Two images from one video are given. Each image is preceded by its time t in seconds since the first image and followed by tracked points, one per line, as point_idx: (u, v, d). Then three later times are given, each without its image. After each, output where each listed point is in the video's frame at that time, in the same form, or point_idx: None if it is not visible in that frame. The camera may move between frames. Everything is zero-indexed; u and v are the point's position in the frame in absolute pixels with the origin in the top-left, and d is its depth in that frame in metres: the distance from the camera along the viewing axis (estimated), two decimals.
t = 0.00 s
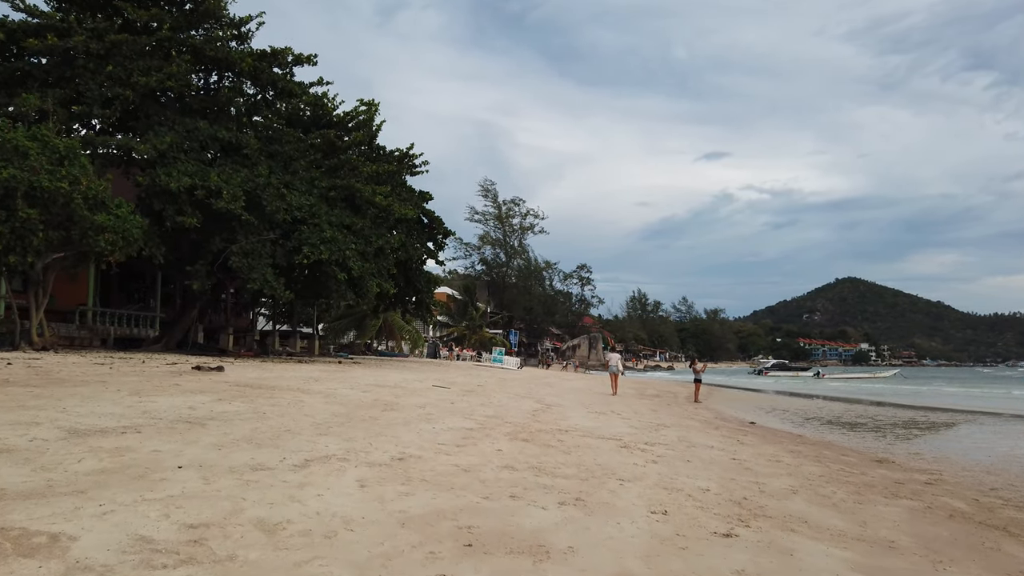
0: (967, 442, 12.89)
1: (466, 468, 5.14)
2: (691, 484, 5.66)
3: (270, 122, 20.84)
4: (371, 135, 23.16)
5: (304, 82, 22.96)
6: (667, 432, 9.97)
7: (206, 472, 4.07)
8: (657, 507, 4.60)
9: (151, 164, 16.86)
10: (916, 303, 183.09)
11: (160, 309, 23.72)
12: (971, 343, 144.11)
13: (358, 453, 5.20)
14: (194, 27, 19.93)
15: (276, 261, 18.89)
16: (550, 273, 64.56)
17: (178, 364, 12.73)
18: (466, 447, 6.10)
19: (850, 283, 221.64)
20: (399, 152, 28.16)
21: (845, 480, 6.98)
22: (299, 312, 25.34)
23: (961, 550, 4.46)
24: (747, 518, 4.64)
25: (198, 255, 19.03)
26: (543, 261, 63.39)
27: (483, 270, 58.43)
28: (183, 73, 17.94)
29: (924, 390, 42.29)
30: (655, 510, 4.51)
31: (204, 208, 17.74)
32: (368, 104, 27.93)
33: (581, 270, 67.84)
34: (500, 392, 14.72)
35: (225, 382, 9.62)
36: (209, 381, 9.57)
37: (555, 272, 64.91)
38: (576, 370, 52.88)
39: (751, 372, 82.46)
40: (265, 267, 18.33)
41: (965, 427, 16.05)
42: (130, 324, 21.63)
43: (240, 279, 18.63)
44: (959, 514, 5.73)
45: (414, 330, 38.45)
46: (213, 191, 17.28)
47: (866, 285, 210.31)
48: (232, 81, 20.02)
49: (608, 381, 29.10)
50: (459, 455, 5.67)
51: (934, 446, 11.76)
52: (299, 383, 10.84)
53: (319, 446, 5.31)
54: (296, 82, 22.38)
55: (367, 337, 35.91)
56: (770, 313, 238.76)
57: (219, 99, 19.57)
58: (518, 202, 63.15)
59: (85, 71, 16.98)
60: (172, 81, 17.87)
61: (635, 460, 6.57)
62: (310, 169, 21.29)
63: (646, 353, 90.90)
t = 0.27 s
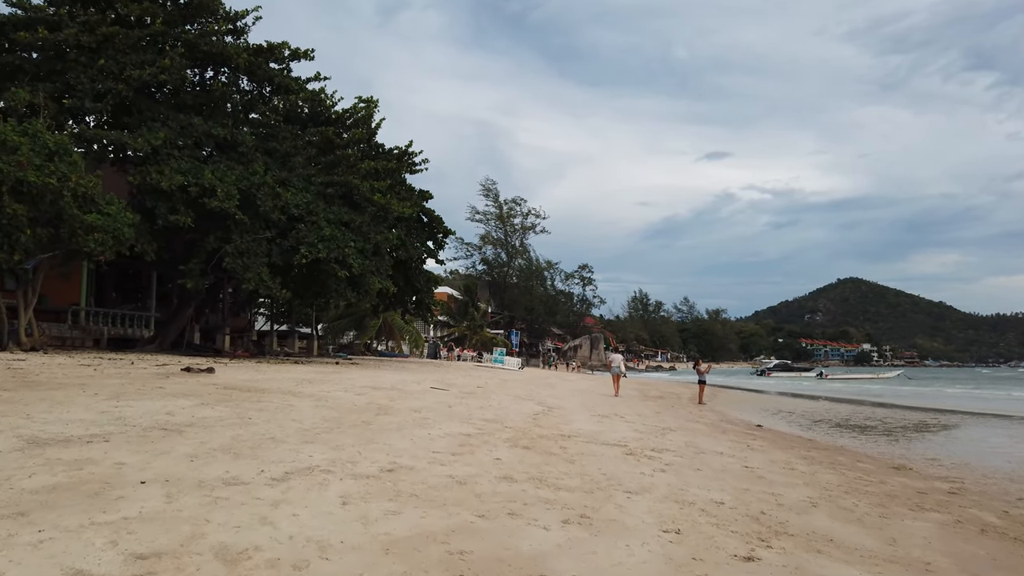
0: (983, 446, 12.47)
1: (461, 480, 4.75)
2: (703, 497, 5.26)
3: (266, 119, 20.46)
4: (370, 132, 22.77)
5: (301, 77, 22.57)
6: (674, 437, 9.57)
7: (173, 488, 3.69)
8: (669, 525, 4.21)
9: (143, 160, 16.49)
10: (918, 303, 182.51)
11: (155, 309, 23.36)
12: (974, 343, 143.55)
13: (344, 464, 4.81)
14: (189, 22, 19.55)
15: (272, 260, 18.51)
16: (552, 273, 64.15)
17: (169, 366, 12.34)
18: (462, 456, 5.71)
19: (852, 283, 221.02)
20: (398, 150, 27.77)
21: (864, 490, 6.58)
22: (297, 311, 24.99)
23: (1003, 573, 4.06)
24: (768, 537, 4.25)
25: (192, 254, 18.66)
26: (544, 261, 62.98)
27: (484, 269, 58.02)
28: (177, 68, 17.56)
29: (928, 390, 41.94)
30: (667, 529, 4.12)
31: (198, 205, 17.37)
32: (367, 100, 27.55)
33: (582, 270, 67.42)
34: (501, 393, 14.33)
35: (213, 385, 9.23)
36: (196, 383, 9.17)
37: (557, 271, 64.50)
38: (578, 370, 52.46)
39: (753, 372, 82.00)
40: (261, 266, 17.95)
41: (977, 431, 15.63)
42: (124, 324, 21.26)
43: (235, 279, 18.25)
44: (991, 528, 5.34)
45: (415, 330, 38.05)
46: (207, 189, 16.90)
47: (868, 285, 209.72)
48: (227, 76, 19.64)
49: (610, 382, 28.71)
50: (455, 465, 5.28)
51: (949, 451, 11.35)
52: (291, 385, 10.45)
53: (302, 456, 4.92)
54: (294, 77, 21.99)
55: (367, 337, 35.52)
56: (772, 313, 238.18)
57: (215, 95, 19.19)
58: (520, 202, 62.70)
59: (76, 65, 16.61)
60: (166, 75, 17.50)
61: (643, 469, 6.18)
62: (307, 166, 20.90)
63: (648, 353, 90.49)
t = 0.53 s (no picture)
0: (999, 449, 12.06)
1: (452, 493, 4.37)
2: (715, 509, 4.88)
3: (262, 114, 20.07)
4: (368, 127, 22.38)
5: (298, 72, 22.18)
6: (680, 440, 9.18)
7: (126, 506, 3.29)
8: (680, 544, 3.83)
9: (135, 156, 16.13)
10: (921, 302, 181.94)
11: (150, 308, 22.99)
12: (977, 342, 142.98)
13: (325, 475, 4.43)
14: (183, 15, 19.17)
15: (267, 258, 18.14)
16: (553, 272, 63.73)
17: (157, 366, 11.95)
18: (455, 465, 5.32)
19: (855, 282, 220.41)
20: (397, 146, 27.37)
21: (885, 499, 6.19)
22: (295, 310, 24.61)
23: None
24: (789, 557, 3.86)
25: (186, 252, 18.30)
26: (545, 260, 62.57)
27: (485, 268, 57.59)
28: (169, 61, 17.18)
29: (932, 390, 41.59)
30: (679, 548, 3.75)
31: (192, 202, 17.00)
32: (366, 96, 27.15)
33: (584, 268, 66.99)
34: (500, 394, 13.94)
35: (199, 386, 8.84)
36: (181, 384, 8.78)
37: (558, 270, 64.08)
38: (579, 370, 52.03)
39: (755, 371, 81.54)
40: (256, 264, 17.58)
41: (990, 433, 15.21)
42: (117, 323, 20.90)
43: (230, 277, 17.88)
44: None
45: (415, 329, 37.66)
46: (200, 186, 16.54)
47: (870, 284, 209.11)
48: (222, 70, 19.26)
49: (612, 382, 28.32)
50: (447, 476, 4.89)
51: (964, 454, 10.94)
52: (282, 386, 10.07)
53: (281, 466, 4.54)
54: (290, 71, 21.61)
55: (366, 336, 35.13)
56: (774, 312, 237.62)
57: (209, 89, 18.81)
58: (521, 200, 62.25)
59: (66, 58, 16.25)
60: (158, 69, 17.11)
61: (649, 478, 5.79)
62: (304, 162, 20.52)
63: (650, 353, 90.03)
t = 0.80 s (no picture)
0: (1015, 451, 11.64)
1: (441, 509, 3.98)
2: (728, 524, 4.48)
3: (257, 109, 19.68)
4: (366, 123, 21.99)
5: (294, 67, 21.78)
6: (686, 445, 8.79)
7: (66, 528, 2.91)
8: (693, 569, 3.43)
9: (125, 151, 15.79)
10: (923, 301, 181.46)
11: (144, 307, 22.63)
12: (976, 341, 142.85)
13: (300, 489, 4.02)
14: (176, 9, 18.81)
15: (263, 256, 17.77)
16: (554, 271, 63.37)
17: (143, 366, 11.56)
18: (447, 475, 4.93)
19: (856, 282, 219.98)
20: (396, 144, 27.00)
21: (908, 511, 5.78)
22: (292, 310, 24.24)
23: None
24: None
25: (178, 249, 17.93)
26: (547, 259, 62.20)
27: (486, 268, 57.18)
28: (160, 55, 16.82)
29: (938, 390, 41.20)
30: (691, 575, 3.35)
31: (184, 199, 16.66)
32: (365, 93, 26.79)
33: (585, 268, 66.67)
34: (499, 395, 13.55)
35: (181, 388, 8.45)
36: (163, 386, 8.39)
37: (559, 269, 63.74)
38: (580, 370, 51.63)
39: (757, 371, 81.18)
40: (251, 262, 17.22)
41: (1002, 435, 14.80)
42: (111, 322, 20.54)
43: (225, 276, 17.51)
44: None
45: (414, 329, 37.28)
46: (191, 183, 16.19)
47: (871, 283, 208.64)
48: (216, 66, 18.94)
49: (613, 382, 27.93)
50: (436, 488, 4.50)
51: (979, 458, 10.55)
52: (270, 387, 9.67)
53: (253, 479, 4.14)
54: (286, 66, 21.22)
55: (365, 336, 34.76)
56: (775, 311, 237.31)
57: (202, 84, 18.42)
58: (522, 199, 61.83)
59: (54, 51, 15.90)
60: (150, 63, 16.76)
61: (656, 488, 5.40)
62: (300, 158, 20.13)
63: (651, 352, 89.75)
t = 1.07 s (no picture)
0: None
1: (435, 522, 3.61)
2: (749, 537, 4.12)
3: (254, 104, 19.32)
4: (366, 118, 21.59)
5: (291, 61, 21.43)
6: (695, 448, 8.41)
7: (4, 553, 2.55)
8: None
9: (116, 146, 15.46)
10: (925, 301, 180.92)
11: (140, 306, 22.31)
12: (979, 341, 142.35)
13: (280, 499, 3.66)
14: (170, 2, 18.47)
15: (259, 253, 17.41)
16: (556, 271, 62.99)
17: (133, 366, 11.20)
18: (442, 483, 4.56)
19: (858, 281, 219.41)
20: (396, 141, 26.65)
21: (935, 520, 5.41)
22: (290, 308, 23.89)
23: None
24: None
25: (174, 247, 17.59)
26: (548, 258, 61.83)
27: (487, 267, 56.80)
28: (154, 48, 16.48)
29: (944, 390, 40.78)
30: None
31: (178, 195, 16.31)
32: (364, 89, 26.46)
33: (586, 268, 66.32)
34: (500, 396, 13.19)
35: (168, 388, 8.09)
36: (149, 387, 8.05)
37: (561, 269, 63.38)
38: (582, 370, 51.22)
39: (759, 371, 80.76)
40: (248, 259, 16.87)
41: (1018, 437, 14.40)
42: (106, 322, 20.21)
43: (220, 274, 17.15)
44: None
45: (415, 329, 36.94)
46: (185, 178, 15.85)
47: (873, 283, 208.13)
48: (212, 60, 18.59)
49: (616, 382, 27.55)
50: (431, 498, 4.14)
51: (998, 461, 10.17)
52: (263, 387, 9.31)
53: (229, 488, 3.78)
54: (283, 61, 20.87)
55: (365, 336, 34.41)
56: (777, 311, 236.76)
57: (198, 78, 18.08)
58: (524, 198, 61.45)
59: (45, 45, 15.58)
60: (143, 56, 16.41)
61: (667, 497, 5.03)
62: (298, 154, 19.76)
63: (653, 352, 89.37)
